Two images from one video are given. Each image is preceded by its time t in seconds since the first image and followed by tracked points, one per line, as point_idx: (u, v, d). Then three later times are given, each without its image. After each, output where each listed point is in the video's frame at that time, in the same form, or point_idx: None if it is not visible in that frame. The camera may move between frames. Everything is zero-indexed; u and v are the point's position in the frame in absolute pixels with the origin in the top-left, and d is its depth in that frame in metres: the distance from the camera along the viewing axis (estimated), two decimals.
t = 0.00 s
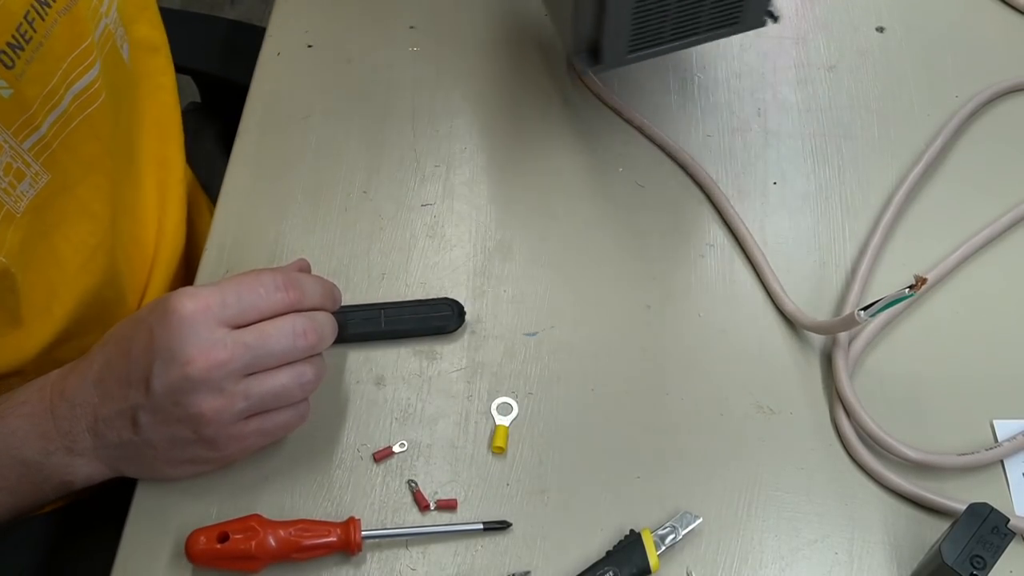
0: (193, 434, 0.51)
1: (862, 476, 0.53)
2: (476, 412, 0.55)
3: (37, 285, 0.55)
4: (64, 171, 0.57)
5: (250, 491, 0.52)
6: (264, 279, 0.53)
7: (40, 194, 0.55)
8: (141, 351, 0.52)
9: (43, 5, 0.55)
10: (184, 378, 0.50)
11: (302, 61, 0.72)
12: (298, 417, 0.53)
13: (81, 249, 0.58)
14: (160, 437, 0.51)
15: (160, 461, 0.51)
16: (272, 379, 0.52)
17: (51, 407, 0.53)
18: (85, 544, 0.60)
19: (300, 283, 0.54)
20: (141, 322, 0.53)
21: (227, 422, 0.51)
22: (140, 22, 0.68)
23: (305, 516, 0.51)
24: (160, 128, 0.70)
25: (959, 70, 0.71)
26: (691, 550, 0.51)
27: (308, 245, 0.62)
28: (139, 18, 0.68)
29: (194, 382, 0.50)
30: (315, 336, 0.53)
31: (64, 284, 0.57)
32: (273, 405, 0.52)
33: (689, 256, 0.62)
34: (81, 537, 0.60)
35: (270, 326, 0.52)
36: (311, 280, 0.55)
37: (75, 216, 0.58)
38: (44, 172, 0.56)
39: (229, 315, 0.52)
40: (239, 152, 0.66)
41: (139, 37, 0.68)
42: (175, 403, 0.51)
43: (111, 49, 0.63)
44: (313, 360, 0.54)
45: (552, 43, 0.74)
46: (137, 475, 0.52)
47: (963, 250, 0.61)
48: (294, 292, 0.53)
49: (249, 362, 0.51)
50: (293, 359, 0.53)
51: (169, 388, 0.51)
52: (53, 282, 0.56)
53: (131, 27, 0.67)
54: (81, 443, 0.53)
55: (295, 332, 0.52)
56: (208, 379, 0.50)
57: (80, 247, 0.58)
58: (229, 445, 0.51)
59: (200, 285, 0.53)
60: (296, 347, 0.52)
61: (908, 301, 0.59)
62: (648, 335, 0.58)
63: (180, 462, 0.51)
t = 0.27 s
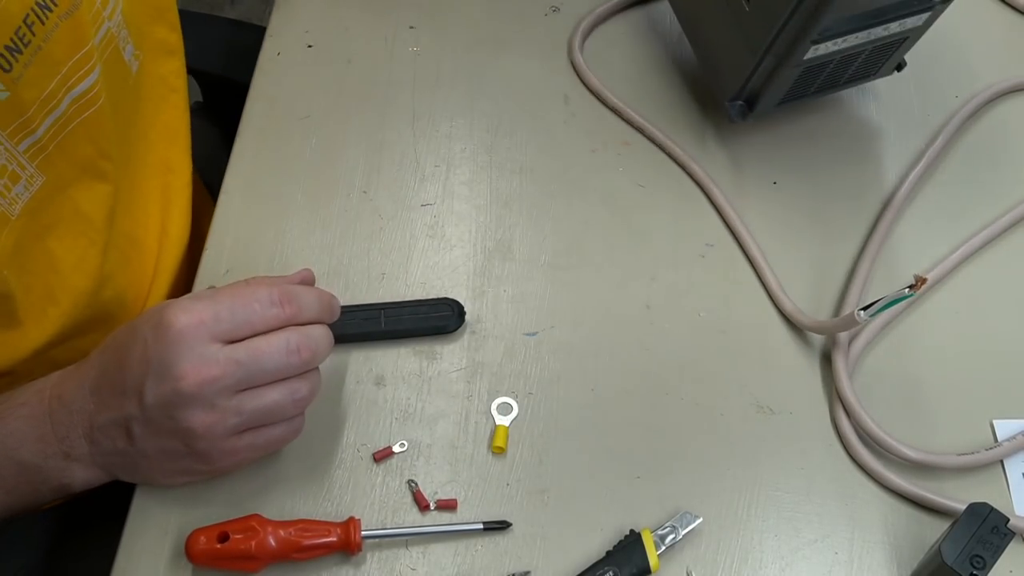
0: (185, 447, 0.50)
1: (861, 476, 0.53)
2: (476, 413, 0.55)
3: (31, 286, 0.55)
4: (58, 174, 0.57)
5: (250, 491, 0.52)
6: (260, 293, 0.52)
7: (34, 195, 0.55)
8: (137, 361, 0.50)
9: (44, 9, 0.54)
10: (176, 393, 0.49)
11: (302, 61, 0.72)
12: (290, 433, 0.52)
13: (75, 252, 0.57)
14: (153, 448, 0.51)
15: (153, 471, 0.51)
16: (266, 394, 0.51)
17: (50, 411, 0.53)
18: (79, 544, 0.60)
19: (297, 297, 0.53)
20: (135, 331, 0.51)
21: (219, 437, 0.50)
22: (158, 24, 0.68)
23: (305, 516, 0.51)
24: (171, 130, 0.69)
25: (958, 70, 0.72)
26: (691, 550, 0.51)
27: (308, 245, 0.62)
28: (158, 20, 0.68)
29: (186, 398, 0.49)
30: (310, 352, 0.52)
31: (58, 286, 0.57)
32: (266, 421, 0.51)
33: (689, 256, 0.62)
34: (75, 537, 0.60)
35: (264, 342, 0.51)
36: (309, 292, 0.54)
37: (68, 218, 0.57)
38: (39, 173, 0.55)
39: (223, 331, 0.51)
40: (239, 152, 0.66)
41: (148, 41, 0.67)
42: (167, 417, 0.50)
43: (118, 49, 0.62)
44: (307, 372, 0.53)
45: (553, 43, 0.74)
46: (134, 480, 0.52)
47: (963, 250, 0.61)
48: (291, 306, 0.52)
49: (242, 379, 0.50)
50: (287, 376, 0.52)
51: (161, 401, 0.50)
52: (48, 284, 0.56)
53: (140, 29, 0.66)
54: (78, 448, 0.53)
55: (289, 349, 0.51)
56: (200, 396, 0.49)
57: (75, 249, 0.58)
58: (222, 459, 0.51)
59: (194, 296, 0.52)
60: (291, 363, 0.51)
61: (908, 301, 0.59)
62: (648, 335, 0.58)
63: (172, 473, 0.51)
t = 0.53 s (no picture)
0: (188, 446, 0.50)
1: (862, 476, 0.53)
2: (476, 412, 0.55)
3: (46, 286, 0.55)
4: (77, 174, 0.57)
5: (251, 491, 0.52)
6: (259, 290, 0.52)
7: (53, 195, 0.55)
8: (139, 362, 0.50)
9: (58, 9, 0.54)
10: (179, 392, 0.50)
11: (301, 61, 0.72)
12: (293, 429, 0.52)
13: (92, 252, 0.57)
14: (156, 448, 0.51)
15: (156, 471, 0.51)
16: (268, 392, 0.51)
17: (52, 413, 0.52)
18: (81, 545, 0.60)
19: (296, 293, 0.53)
20: (136, 332, 0.51)
21: (222, 435, 0.51)
22: (171, 25, 0.68)
23: (304, 516, 0.51)
24: (182, 131, 0.69)
25: (958, 71, 0.72)
26: (691, 550, 0.51)
27: (308, 245, 0.62)
28: (171, 22, 0.68)
29: (189, 397, 0.50)
30: (311, 347, 0.52)
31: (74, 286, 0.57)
32: (268, 417, 0.52)
33: (689, 256, 0.62)
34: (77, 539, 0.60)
35: (266, 338, 0.51)
36: (307, 288, 0.54)
37: (85, 217, 0.57)
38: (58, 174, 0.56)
39: (224, 329, 0.51)
40: (239, 152, 0.66)
41: (156, 40, 0.67)
42: (170, 416, 0.50)
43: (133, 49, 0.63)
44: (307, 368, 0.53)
45: (553, 43, 0.74)
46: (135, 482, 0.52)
47: (963, 250, 0.61)
48: (291, 303, 0.53)
49: (245, 376, 0.51)
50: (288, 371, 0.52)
51: (164, 401, 0.50)
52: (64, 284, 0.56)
53: (150, 28, 0.66)
54: (80, 450, 0.53)
55: (290, 344, 0.51)
56: (204, 394, 0.50)
57: (92, 249, 0.57)
58: (226, 457, 0.51)
59: (193, 294, 0.52)
60: (293, 359, 0.51)
61: (908, 301, 0.59)
62: (648, 335, 0.58)
63: (175, 472, 0.51)
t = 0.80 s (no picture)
0: (189, 455, 0.51)
1: (862, 477, 0.53)
2: (476, 413, 0.55)
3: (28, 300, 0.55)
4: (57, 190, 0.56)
5: (250, 490, 0.52)
6: (267, 302, 0.51)
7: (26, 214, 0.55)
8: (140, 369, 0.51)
9: (40, 20, 0.54)
10: (182, 402, 0.50)
11: (301, 61, 0.72)
12: (294, 444, 0.52)
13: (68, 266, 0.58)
14: (157, 455, 0.51)
15: (155, 477, 0.51)
16: (271, 407, 0.51)
17: (53, 414, 0.53)
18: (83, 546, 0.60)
19: (305, 304, 0.52)
20: (138, 337, 0.52)
21: (224, 447, 0.51)
22: (160, 31, 0.68)
23: (304, 516, 0.51)
24: (172, 137, 0.69)
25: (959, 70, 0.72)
26: (691, 550, 0.51)
27: (308, 245, 0.62)
28: (160, 27, 0.68)
29: (192, 407, 0.50)
30: (317, 365, 0.51)
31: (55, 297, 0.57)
32: (271, 433, 0.51)
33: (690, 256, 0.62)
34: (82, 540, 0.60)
35: (272, 354, 0.51)
36: (318, 299, 0.53)
37: (71, 228, 0.57)
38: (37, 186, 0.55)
39: (230, 341, 0.51)
40: (239, 153, 0.66)
41: (144, 46, 0.67)
42: (172, 425, 0.51)
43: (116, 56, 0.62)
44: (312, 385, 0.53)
45: (553, 43, 0.74)
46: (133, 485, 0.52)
47: (963, 250, 0.61)
48: (299, 318, 0.52)
49: (249, 390, 0.51)
50: (293, 387, 0.51)
51: (166, 409, 0.50)
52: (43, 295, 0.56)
53: (138, 34, 0.66)
54: (79, 453, 0.53)
55: (296, 362, 0.51)
56: (206, 406, 0.50)
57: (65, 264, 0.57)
58: (225, 469, 0.51)
59: (202, 304, 0.52)
60: (297, 376, 0.51)
61: (908, 301, 0.59)
62: (648, 335, 0.58)
63: (175, 480, 0.51)
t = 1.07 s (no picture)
0: (189, 464, 0.50)
1: (862, 477, 0.53)
2: (476, 413, 0.55)
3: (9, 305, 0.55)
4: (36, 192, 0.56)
5: (250, 490, 0.52)
6: (272, 314, 0.51)
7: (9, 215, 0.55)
8: (140, 377, 0.50)
9: None
10: (185, 412, 0.49)
11: (302, 61, 0.72)
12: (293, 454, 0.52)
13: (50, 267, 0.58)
14: (157, 463, 0.51)
15: (153, 485, 0.51)
16: (273, 419, 0.51)
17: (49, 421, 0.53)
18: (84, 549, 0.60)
19: (311, 319, 0.52)
20: (138, 345, 0.51)
21: (224, 458, 0.50)
22: (138, 28, 0.67)
23: (304, 516, 0.51)
24: (154, 136, 0.69)
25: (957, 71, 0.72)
26: (691, 550, 0.50)
27: (309, 245, 0.62)
28: (138, 24, 0.67)
29: (194, 416, 0.49)
30: (320, 378, 0.52)
31: (36, 303, 0.57)
32: (270, 444, 0.51)
33: (689, 256, 0.62)
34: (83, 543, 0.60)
35: (277, 366, 0.51)
36: (322, 312, 0.53)
37: (46, 228, 0.57)
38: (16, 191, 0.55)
39: (236, 352, 0.50)
40: (239, 152, 0.66)
41: (123, 44, 0.66)
42: (174, 435, 0.50)
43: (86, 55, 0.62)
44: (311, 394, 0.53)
45: (554, 43, 0.74)
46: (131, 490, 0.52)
47: (964, 250, 0.61)
48: (303, 330, 0.52)
49: (252, 402, 0.50)
50: (296, 399, 0.52)
51: (168, 419, 0.50)
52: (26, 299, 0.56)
53: (115, 33, 0.65)
54: (77, 458, 0.53)
55: (300, 375, 0.51)
56: (210, 417, 0.50)
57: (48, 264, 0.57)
58: (224, 478, 0.51)
59: (207, 313, 0.51)
60: (301, 389, 0.51)
61: (908, 301, 0.59)
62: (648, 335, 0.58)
63: (173, 487, 0.51)
